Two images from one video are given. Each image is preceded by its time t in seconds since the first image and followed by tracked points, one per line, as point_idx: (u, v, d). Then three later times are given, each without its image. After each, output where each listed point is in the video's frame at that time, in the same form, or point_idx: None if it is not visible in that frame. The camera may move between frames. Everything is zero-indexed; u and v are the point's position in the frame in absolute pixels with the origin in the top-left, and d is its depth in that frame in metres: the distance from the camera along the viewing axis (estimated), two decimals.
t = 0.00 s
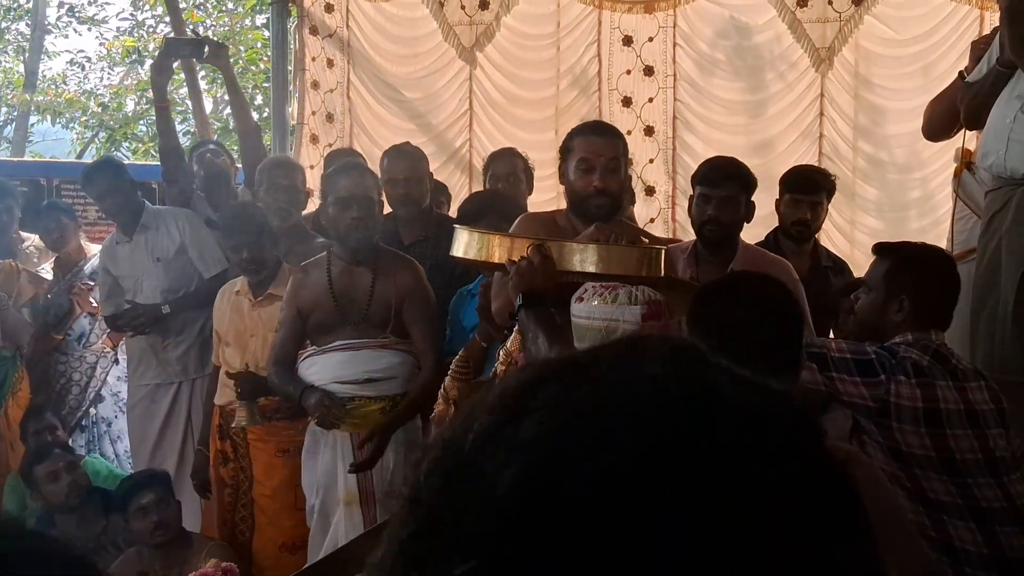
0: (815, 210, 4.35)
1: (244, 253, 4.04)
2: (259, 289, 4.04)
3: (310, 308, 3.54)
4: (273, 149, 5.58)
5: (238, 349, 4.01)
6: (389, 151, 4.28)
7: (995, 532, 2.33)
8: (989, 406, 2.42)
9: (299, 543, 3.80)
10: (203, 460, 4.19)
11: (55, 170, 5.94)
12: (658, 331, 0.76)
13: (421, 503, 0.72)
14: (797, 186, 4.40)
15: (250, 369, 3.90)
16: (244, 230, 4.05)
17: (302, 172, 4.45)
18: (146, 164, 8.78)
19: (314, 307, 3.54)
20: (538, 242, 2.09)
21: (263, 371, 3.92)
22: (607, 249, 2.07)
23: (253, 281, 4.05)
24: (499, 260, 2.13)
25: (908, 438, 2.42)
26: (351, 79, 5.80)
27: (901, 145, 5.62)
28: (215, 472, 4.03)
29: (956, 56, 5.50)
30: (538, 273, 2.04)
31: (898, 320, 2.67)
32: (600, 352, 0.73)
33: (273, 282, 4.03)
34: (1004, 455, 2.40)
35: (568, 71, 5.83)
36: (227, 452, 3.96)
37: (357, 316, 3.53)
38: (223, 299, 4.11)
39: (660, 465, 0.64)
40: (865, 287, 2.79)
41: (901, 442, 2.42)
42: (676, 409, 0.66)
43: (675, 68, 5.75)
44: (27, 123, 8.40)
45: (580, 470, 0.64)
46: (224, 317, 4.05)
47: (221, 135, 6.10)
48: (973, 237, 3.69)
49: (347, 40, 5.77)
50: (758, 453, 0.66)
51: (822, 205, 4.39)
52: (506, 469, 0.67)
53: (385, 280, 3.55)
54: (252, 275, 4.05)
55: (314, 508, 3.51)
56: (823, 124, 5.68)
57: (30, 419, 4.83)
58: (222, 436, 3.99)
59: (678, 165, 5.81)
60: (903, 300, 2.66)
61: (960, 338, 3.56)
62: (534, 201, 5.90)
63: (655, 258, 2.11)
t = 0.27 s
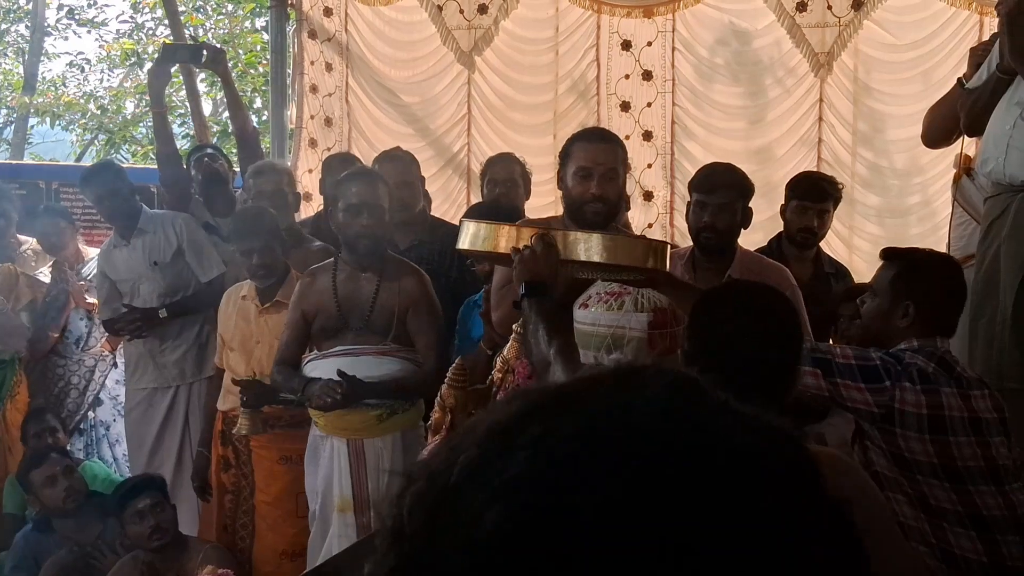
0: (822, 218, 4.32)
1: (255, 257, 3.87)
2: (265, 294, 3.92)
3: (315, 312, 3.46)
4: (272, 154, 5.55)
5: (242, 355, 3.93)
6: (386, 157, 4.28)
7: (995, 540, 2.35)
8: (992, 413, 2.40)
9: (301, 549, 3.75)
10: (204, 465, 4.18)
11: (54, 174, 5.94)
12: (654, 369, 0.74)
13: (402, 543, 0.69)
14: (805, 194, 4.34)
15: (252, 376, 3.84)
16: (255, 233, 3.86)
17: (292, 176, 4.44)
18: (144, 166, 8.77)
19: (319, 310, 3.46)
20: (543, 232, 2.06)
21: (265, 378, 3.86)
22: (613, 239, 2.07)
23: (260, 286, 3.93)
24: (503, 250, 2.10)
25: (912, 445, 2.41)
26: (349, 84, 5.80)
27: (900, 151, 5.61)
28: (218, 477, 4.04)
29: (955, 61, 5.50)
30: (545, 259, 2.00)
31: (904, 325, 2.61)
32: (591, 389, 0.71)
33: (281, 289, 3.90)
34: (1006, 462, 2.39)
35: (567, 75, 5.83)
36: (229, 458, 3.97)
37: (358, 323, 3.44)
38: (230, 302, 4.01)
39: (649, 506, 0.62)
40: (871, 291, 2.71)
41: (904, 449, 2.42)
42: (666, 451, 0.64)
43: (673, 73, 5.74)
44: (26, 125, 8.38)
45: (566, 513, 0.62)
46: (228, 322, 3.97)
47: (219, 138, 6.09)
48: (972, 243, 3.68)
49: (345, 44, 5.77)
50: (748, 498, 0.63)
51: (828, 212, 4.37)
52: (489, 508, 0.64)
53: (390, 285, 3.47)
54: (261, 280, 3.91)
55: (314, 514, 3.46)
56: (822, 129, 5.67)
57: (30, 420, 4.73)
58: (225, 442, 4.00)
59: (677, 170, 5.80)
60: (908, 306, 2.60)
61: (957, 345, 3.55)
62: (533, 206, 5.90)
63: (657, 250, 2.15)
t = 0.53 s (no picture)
0: (823, 221, 4.31)
1: (261, 258, 3.86)
2: (272, 296, 3.90)
3: (317, 313, 3.45)
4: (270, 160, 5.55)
5: (247, 357, 3.90)
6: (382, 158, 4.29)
7: (994, 542, 2.37)
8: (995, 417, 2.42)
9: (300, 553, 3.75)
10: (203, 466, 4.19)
11: (51, 174, 5.93)
12: (611, 390, 0.74)
13: (349, 559, 0.68)
14: (809, 197, 4.32)
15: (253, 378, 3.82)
16: (263, 236, 3.88)
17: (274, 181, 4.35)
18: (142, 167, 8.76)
19: (322, 311, 3.44)
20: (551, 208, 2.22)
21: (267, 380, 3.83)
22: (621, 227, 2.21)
23: (265, 288, 3.90)
24: (512, 220, 2.28)
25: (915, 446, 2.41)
26: (347, 85, 5.80)
27: (897, 153, 5.61)
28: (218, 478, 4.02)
29: (951, 64, 5.50)
30: (544, 237, 2.17)
31: (906, 325, 2.57)
32: (547, 409, 0.71)
33: (286, 293, 3.89)
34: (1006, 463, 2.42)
35: (564, 77, 5.83)
36: (231, 459, 3.95)
37: (359, 325, 3.40)
38: (235, 303, 4.00)
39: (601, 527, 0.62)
40: (874, 289, 2.67)
41: (908, 451, 2.42)
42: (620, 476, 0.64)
43: (670, 75, 5.74)
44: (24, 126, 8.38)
45: (519, 534, 0.61)
46: (233, 323, 3.96)
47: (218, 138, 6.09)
48: (968, 246, 3.68)
49: (342, 46, 5.76)
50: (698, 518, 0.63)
51: (830, 215, 4.35)
52: (441, 525, 0.63)
53: (391, 287, 3.42)
54: (266, 282, 3.88)
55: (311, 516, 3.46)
56: (818, 131, 5.68)
57: (28, 420, 4.72)
58: (226, 442, 3.97)
59: (674, 171, 5.80)
60: (910, 305, 2.56)
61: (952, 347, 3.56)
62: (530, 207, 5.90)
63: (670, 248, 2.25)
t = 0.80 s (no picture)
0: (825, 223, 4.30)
1: (265, 256, 3.81)
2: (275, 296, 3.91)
3: (320, 313, 3.45)
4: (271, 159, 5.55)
5: (249, 355, 3.92)
6: (381, 159, 4.30)
7: (1000, 542, 2.39)
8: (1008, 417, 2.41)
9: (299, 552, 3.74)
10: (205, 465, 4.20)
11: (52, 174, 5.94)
12: (559, 399, 0.79)
13: (305, 570, 0.74)
14: (811, 198, 4.31)
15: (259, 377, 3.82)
16: (263, 231, 3.81)
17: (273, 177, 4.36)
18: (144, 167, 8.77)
19: (325, 311, 3.44)
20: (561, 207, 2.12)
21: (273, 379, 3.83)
22: (638, 215, 2.11)
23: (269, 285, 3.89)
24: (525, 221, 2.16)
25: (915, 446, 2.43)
26: (348, 85, 5.81)
27: (899, 153, 5.61)
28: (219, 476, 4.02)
29: (952, 64, 5.50)
30: (552, 234, 2.07)
31: (909, 320, 2.49)
32: (494, 418, 0.75)
33: (289, 292, 3.89)
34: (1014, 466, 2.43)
35: (564, 77, 5.83)
36: (232, 458, 3.95)
37: (361, 326, 3.40)
38: (239, 301, 4.01)
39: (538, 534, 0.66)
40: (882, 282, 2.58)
41: (919, 453, 2.42)
42: (558, 480, 0.69)
43: (671, 75, 5.74)
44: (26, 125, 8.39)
45: (460, 542, 0.66)
46: (235, 321, 3.97)
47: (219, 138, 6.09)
48: (969, 247, 3.68)
49: (344, 46, 5.78)
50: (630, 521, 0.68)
51: (832, 217, 4.34)
52: (389, 538, 0.68)
53: (394, 288, 3.40)
54: (270, 281, 3.87)
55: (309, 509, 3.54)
56: (819, 132, 5.68)
57: (33, 418, 4.72)
58: (227, 440, 3.97)
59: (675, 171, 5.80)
60: (910, 302, 2.48)
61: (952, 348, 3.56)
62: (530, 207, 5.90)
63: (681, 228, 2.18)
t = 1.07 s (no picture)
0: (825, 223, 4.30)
1: (258, 252, 3.85)
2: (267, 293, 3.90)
3: (320, 313, 3.44)
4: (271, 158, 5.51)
5: (241, 352, 3.89)
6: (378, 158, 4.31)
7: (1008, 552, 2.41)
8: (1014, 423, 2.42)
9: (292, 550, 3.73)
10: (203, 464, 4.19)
11: (52, 172, 5.94)
12: (515, 406, 0.79)
13: None
14: (810, 198, 4.31)
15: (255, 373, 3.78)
16: (260, 228, 3.84)
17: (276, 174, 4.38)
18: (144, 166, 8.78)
19: (325, 311, 3.43)
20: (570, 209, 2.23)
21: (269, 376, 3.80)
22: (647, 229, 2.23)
23: (260, 282, 3.90)
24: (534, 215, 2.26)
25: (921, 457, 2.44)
26: (347, 84, 5.81)
27: (898, 154, 5.60)
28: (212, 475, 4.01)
29: (951, 65, 5.49)
30: (556, 233, 2.19)
31: (911, 321, 2.45)
32: (449, 426, 0.75)
33: (281, 287, 3.89)
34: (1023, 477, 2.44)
35: (563, 77, 5.83)
36: (224, 456, 3.94)
37: (361, 326, 3.38)
38: (228, 300, 3.99)
39: (486, 538, 0.66)
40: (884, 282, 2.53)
41: (929, 466, 2.42)
42: (509, 486, 0.69)
43: (670, 75, 5.74)
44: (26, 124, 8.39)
45: (409, 547, 0.66)
46: (226, 319, 3.94)
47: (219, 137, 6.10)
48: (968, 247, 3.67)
49: (343, 46, 5.79)
50: (585, 527, 0.68)
51: (831, 218, 4.34)
52: (338, 543, 0.68)
53: (395, 287, 3.39)
54: (261, 276, 3.88)
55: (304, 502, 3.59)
56: (817, 132, 5.67)
57: (34, 413, 4.70)
58: (218, 439, 3.94)
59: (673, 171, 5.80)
60: (912, 303, 2.44)
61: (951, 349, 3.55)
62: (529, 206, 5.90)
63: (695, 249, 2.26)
